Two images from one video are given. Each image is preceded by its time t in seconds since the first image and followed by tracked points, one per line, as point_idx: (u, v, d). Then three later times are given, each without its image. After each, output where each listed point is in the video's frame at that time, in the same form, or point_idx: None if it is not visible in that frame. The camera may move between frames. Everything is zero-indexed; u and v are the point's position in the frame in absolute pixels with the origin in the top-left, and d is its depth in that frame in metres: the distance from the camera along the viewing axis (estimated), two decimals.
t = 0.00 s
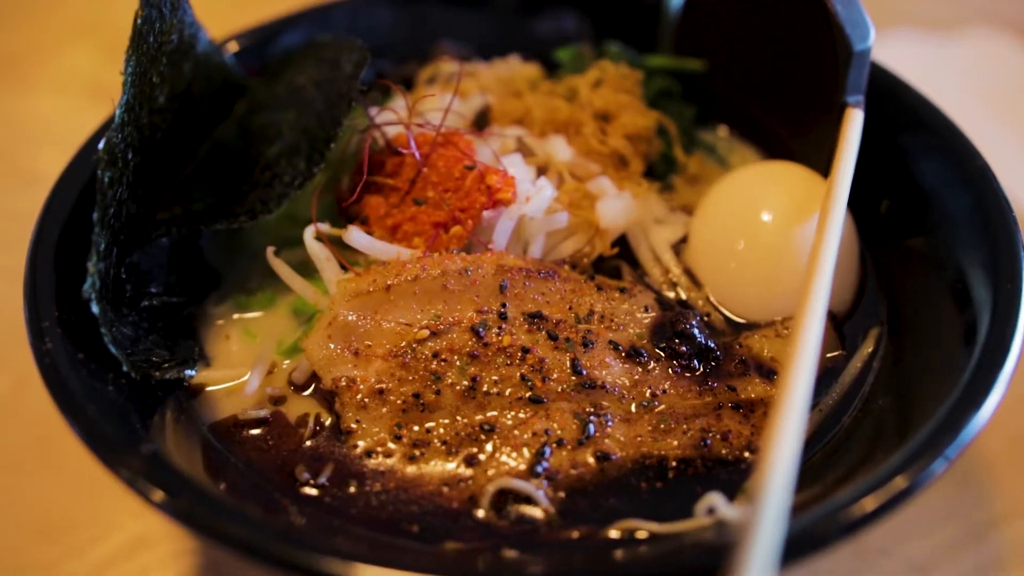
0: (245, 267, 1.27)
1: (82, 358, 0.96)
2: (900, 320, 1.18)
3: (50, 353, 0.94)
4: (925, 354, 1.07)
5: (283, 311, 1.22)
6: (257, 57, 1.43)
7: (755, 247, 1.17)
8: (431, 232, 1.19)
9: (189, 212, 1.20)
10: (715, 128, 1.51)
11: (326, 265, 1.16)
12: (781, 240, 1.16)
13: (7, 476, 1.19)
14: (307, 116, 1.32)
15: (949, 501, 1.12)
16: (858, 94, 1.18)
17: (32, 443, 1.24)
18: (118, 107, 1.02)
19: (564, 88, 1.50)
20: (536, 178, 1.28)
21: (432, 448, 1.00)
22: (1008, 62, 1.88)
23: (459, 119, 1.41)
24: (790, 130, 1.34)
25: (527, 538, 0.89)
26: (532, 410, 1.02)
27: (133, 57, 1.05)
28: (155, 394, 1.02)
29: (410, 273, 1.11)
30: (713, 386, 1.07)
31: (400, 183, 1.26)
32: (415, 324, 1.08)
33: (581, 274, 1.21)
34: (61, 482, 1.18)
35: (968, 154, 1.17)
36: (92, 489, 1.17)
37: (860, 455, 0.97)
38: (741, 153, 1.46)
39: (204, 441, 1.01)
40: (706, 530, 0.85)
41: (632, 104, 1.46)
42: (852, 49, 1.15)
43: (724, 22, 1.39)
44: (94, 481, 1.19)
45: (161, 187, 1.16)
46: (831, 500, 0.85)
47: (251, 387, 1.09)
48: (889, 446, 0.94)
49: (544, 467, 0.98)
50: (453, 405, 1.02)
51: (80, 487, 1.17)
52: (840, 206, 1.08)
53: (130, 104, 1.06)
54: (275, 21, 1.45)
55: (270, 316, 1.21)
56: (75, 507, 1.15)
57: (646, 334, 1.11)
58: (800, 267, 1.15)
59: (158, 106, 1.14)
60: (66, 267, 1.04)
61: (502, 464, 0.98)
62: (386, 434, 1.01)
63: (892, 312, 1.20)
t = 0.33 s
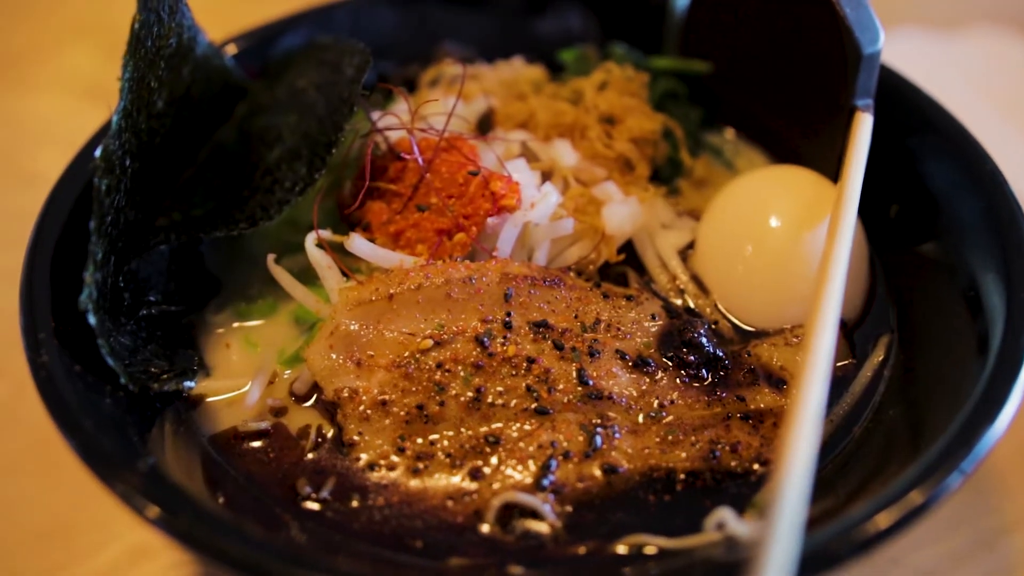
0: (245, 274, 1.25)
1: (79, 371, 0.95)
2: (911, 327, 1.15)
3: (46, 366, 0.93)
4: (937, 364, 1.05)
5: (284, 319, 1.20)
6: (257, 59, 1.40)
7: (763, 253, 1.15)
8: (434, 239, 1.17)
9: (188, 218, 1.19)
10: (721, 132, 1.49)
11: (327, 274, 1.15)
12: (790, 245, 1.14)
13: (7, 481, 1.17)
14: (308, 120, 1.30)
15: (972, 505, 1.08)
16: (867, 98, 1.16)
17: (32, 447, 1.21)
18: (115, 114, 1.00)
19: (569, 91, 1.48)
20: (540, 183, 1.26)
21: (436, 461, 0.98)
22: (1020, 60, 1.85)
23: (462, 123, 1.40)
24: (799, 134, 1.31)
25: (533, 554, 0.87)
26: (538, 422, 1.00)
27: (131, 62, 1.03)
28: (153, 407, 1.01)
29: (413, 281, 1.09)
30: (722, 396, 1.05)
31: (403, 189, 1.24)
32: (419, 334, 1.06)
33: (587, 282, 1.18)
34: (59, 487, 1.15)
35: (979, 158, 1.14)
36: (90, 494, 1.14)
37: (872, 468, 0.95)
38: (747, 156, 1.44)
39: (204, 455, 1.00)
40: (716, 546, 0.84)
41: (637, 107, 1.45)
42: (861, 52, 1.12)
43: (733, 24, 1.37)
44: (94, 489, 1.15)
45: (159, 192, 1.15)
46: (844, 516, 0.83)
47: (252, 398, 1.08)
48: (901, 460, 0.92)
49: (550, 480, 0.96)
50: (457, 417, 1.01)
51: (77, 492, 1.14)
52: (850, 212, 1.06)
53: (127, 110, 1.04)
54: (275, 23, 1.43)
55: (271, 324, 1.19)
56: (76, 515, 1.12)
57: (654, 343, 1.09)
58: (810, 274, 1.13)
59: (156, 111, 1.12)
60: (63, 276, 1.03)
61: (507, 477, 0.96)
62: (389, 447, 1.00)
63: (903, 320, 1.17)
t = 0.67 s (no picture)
0: (246, 280, 1.23)
1: (76, 383, 0.94)
2: (923, 335, 1.13)
3: (43, 378, 0.92)
4: (949, 373, 1.02)
5: (284, 327, 1.18)
6: (257, 63, 1.39)
7: (772, 259, 1.13)
8: (437, 246, 1.15)
9: (188, 224, 1.18)
10: (727, 133, 1.47)
11: (329, 281, 1.12)
12: (800, 251, 1.12)
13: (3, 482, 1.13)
14: (309, 124, 1.28)
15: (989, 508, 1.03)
16: (878, 100, 1.14)
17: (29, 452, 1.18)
18: (112, 119, 0.98)
19: (574, 94, 1.46)
20: (546, 188, 1.24)
21: (440, 473, 0.96)
22: None
23: (465, 127, 1.37)
24: (806, 137, 1.29)
25: (539, 570, 0.86)
26: (544, 433, 0.98)
27: (128, 66, 1.01)
28: (151, 419, 1.00)
29: (416, 290, 1.07)
30: (731, 406, 1.03)
31: (406, 195, 1.22)
32: (422, 343, 1.04)
33: (593, 289, 1.16)
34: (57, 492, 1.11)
35: (991, 162, 1.12)
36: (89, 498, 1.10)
37: (885, 482, 0.92)
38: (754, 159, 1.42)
39: (204, 467, 0.99)
40: (726, 564, 0.82)
41: (644, 110, 1.43)
42: (872, 54, 1.10)
43: (742, 25, 1.35)
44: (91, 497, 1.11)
45: (158, 198, 1.13)
46: (858, 533, 0.81)
47: (252, 409, 1.06)
48: (915, 473, 0.89)
49: (557, 493, 0.94)
50: (462, 428, 0.99)
51: (72, 496, 1.11)
52: (862, 218, 1.04)
53: (124, 115, 1.02)
54: (275, 25, 1.42)
55: (272, 332, 1.18)
56: (75, 522, 1.07)
57: (661, 351, 1.07)
58: (820, 280, 1.11)
59: (155, 116, 1.10)
60: (60, 286, 1.01)
61: (513, 490, 0.95)
62: (393, 459, 0.98)
63: (914, 327, 1.15)
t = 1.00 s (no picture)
0: (247, 288, 1.22)
1: (74, 395, 0.93)
2: (934, 343, 1.11)
3: (40, 390, 0.91)
4: (963, 383, 1.01)
5: (285, 335, 1.17)
6: (256, 67, 1.37)
7: (781, 265, 1.11)
8: (441, 253, 1.13)
9: (188, 229, 1.16)
10: (733, 137, 1.44)
11: (331, 289, 1.11)
12: (810, 258, 1.10)
13: None
14: (310, 128, 1.26)
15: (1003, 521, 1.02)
16: (889, 104, 1.12)
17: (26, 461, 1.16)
18: (111, 126, 0.97)
19: (578, 97, 1.45)
20: (551, 194, 1.22)
21: (445, 486, 0.95)
22: None
23: (469, 132, 1.37)
24: (813, 140, 1.28)
25: None
26: (550, 444, 0.97)
27: (127, 71, 0.99)
28: (151, 430, 0.99)
29: (419, 298, 1.06)
30: (740, 416, 1.01)
31: (409, 201, 1.20)
32: (426, 353, 1.02)
33: (599, 296, 1.14)
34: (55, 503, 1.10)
35: (1003, 168, 1.10)
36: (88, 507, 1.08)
37: (898, 496, 0.91)
38: (761, 164, 1.39)
39: (204, 480, 0.98)
40: None
41: (650, 113, 1.42)
42: (883, 57, 1.08)
43: (751, 28, 1.33)
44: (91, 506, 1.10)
45: (159, 204, 1.12)
46: (871, 549, 0.79)
47: (254, 420, 1.05)
48: (930, 488, 0.88)
49: (564, 506, 0.93)
50: (466, 440, 0.97)
51: (72, 504, 1.09)
52: (874, 226, 1.02)
53: (123, 121, 1.00)
54: (275, 28, 1.40)
55: (272, 341, 1.16)
56: (75, 531, 1.06)
57: (669, 361, 1.05)
58: (830, 288, 1.09)
59: (154, 121, 1.08)
60: (58, 295, 1.00)
61: (518, 503, 0.94)
62: (396, 471, 0.97)
63: (925, 335, 1.13)
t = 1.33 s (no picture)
0: (248, 295, 1.19)
1: (72, 408, 0.91)
2: (945, 352, 1.09)
3: (36, 404, 0.89)
4: (976, 395, 0.99)
5: (286, 344, 1.15)
6: (256, 70, 1.34)
7: (789, 273, 1.10)
8: (445, 261, 1.11)
9: (185, 238, 1.16)
10: (738, 141, 1.42)
11: (333, 299, 1.09)
12: (819, 266, 1.08)
13: None
14: (311, 134, 1.25)
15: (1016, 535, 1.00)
16: (897, 109, 1.10)
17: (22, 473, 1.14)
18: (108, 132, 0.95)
19: (582, 102, 1.44)
20: (555, 201, 1.20)
21: (449, 500, 0.94)
22: None
23: (472, 138, 1.35)
24: (820, 145, 1.27)
25: None
26: (556, 457, 0.95)
27: (124, 77, 0.97)
28: (150, 443, 0.98)
29: (423, 308, 1.04)
30: (748, 428, 0.99)
31: (412, 208, 1.18)
32: (430, 364, 1.00)
33: (605, 305, 1.13)
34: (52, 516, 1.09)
35: (1016, 176, 1.08)
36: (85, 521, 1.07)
37: (910, 512, 0.89)
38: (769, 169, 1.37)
39: (203, 495, 0.97)
40: None
41: (656, 118, 1.41)
42: (892, 61, 1.07)
43: (759, 31, 1.31)
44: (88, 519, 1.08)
45: (158, 212, 1.11)
46: (884, 567, 0.78)
47: (254, 433, 1.04)
48: (944, 504, 0.86)
49: (570, 520, 0.91)
50: (471, 453, 0.96)
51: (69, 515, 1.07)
52: (885, 236, 1.01)
53: (121, 128, 0.98)
54: (275, 30, 1.37)
55: (272, 351, 1.15)
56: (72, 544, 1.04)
57: (676, 370, 1.04)
58: (839, 296, 1.08)
59: (151, 126, 1.06)
60: (54, 305, 0.98)
61: (523, 517, 0.92)
62: (400, 485, 0.95)
63: (936, 345, 1.11)
